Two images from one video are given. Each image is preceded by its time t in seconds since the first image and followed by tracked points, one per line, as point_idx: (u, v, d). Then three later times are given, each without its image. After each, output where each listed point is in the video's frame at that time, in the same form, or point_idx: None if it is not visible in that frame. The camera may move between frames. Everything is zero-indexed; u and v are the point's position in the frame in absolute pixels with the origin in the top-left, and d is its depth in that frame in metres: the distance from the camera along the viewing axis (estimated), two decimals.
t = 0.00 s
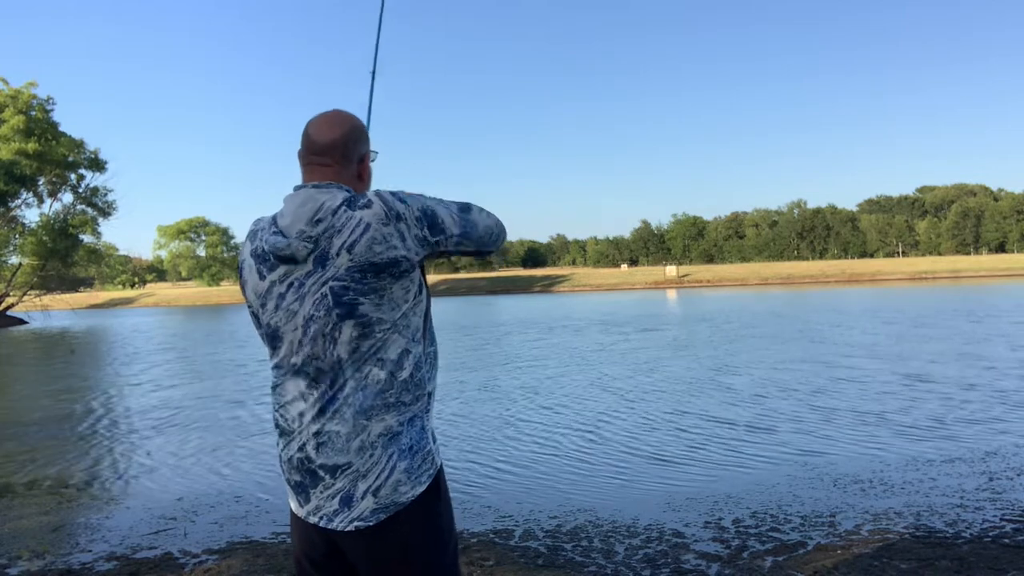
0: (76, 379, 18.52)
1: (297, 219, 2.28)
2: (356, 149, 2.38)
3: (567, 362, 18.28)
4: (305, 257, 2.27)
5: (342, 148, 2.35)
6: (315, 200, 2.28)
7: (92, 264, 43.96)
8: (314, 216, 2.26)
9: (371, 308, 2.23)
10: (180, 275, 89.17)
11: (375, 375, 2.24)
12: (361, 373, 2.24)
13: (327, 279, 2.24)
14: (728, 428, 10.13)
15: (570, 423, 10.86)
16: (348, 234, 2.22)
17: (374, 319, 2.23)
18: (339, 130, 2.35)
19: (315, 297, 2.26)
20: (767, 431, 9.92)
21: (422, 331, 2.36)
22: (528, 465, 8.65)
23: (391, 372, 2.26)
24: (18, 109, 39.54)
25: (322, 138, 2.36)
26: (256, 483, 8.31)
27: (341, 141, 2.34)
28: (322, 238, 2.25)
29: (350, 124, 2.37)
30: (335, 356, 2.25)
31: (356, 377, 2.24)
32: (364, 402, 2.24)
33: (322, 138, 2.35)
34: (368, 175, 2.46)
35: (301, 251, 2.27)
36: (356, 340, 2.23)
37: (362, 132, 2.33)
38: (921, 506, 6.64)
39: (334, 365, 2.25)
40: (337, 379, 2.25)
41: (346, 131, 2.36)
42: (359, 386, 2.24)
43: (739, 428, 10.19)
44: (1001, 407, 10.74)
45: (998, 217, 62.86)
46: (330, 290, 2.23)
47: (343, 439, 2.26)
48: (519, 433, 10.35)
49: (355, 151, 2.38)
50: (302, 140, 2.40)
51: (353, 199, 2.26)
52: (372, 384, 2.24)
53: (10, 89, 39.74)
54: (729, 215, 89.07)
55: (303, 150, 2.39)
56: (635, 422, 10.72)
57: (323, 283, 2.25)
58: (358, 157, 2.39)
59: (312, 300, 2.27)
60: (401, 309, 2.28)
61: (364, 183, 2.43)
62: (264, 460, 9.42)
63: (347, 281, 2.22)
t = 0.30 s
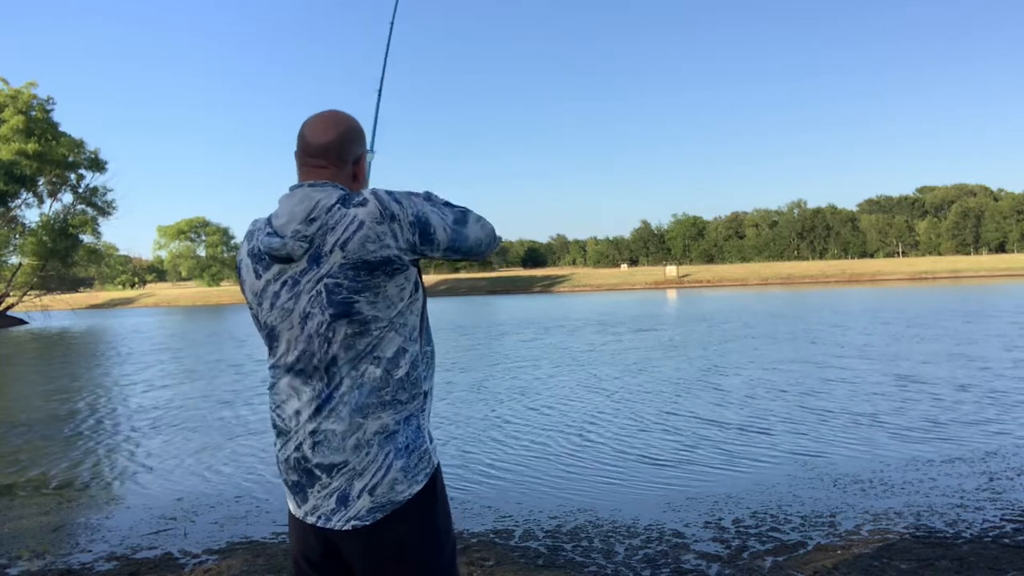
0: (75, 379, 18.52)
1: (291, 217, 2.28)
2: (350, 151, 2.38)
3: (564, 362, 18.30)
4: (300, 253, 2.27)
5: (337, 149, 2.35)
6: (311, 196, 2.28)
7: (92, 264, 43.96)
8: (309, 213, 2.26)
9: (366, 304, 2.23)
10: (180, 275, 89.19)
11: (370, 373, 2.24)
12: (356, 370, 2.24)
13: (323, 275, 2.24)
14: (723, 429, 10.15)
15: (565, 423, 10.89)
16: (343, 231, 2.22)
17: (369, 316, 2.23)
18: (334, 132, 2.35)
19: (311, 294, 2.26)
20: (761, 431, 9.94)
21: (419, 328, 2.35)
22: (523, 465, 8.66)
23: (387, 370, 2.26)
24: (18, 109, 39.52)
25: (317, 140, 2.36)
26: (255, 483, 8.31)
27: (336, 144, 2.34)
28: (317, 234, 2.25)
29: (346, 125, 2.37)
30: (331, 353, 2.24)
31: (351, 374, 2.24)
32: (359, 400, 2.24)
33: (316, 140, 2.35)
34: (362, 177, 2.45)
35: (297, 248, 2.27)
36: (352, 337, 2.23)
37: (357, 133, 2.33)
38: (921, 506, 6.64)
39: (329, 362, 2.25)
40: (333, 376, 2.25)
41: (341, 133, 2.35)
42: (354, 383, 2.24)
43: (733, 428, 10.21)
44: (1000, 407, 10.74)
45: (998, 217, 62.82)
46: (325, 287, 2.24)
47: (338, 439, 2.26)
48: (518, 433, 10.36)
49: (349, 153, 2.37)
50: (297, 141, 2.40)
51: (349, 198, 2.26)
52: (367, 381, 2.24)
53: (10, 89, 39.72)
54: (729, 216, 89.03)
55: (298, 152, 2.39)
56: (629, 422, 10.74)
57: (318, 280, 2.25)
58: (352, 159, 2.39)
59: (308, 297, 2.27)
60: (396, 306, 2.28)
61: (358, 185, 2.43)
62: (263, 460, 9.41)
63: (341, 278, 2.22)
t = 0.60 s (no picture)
0: (76, 379, 18.54)
1: (298, 214, 2.30)
2: (357, 151, 2.38)
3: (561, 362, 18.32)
4: (306, 248, 2.28)
5: (344, 152, 2.35)
6: (320, 194, 2.29)
7: (92, 264, 43.97)
8: (317, 209, 2.27)
9: (369, 300, 2.23)
10: (180, 275, 89.22)
11: (369, 371, 2.24)
12: (356, 367, 2.24)
13: (328, 270, 2.24)
14: (718, 428, 10.18)
15: (562, 422, 10.90)
16: (350, 226, 2.23)
17: (371, 313, 2.23)
18: (341, 133, 2.36)
19: (314, 289, 2.26)
20: (756, 431, 9.96)
21: (420, 327, 2.35)
22: (518, 465, 8.68)
23: (386, 367, 2.25)
24: (18, 109, 39.55)
25: (323, 142, 2.37)
26: (256, 484, 8.31)
27: (342, 145, 2.35)
28: (324, 229, 2.26)
29: (352, 127, 2.38)
30: (331, 349, 2.24)
31: (351, 371, 2.24)
32: (358, 398, 2.24)
33: (326, 139, 2.36)
34: (370, 178, 2.46)
35: (304, 242, 2.28)
36: (352, 334, 2.23)
37: (364, 134, 2.34)
38: (921, 507, 6.65)
39: (329, 359, 2.25)
40: (333, 373, 2.25)
41: (348, 134, 2.37)
42: (353, 380, 2.24)
43: (727, 428, 10.23)
44: (1000, 408, 10.74)
45: (998, 217, 62.71)
46: (330, 281, 2.24)
47: (335, 436, 2.26)
48: (519, 433, 10.36)
49: (357, 154, 2.38)
50: (305, 142, 2.41)
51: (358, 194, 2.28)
52: (366, 378, 2.24)
53: (10, 89, 39.74)
54: (729, 216, 89.04)
55: (306, 151, 2.40)
56: (624, 422, 10.76)
57: (323, 274, 2.25)
58: (361, 159, 2.40)
59: (311, 292, 2.27)
60: (398, 303, 2.27)
61: (366, 185, 2.44)
62: (264, 460, 9.42)
63: (346, 273, 2.22)
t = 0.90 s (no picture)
0: (76, 379, 18.53)
1: (303, 212, 2.29)
2: (362, 153, 2.38)
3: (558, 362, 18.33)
4: (310, 245, 2.28)
5: (349, 152, 2.35)
6: (325, 192, 2.29)
7: (92, 264, 43.96)
8: (321, 207, 2.28)
9: (371, 298, 2.23)
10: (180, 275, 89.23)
11: (370, 367, 2.24)
12: (356, 363, 2.24)
13: (331, 266, 2.24)
14: (711, 428, 10.20)
15: (562, 422, 10.90)
16: (355, 224, 2.23)
17: (373, 311, 2.23)
18: (347, 133, 2.36)
19: (315, 285, 2.26)
20: (747, 431, 9.98)
21: (422, 326, 2.35)
22: (513, 465, 8.69)
23: (387, 364, 2.25)
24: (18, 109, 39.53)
25: (329, 144, 2.36)
26: (255, 484, 8.31)
27: (348, 146, 2.35)
28: (328, 227, 2.26)
29: (357, 128, 2.38)
30: (332, 346, 2.25)
31: (352, 367, 2.24)
32: (358, 394, 2.24)
33: (332, 140, 2.36)
34: (375, 178, 2.46)
35: (308, 239, 2.28)
36: (354, 330, 2.23)
37: (371, 135, 2.34)
38: (921, 506, 6.64)
39: (329, 354, 2.25)
40: (333, 369, 2.25)
41: (355, 134, 2.37)
42: (354, 376, 2.24)
43: (719, 427, 10.25)
44: (1001, 409, 10.73)
45: (998, 217, 62.63)
46: (332, 278, 2.24)
47: (334, 432, 2.26)
48: (519, 433, 10.35)
49: (363, 155, 2.38)
50: (310, 143, 2.41)
51: (363, 193, 2.28)
52: (367, 375, 2.24)
53: (10, 89, 39.73)
54: (729, 216, 89.02)
55: (311, 153, 2.39)
56: (621, 422, 10.77)
57: (326, 271, 2.25)
58: (366, 159, 2.39)
59: (313, 288, 2.27)
60: (401, 302, 2.28)
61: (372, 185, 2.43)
62: (263, 460, 9.41)
63: (350, 270, 2.23)
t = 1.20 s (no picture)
0: (75, 378, 18.52)
1: (303, 213, 2.30)
2: (365, 151, 2.38)
3: (557, 362, 18.34)
4: (309, 248, 2.28)
5: (352, 149, 2.35)
6: (325, 194, 2.30)
7: (92, 264, 43.95)
8: (320, 209, 2.28)
9: (368, 300, 2.23)
10: (180, 275, 89.23)
11: (367, 368, 2.23)
12: (352, 365, 2.23)
13: (328, 269, 2.25)
14: (703, 428, 10.22)
15: (560, 422, 10.91)
16: (351, 226, 2.23)
17: (370, 313, 2.23)
18: (349, 131, 2.36)
19: (313, 287, 2.27)
20: (739, 431, 10.00)
21: (420, 329, 2.34)
22: (507, 465, 8.70)
23: (383, 366, 2.24)
24: (18, 109, 39.55)
25: (332, 140, 2.37)
26: (255, 484, 8.30)
27: (351, 143, 2.35)
28: (325, 229, 2.26)
29: (361, 127, 2.39)
30: (329, 348, 2.25)
31: (348, 368, 2.24)
32: (355, 395, 2.24)
33: (334, 140, 2.36)
34: (377, 179, 2.44)
35: (306, 241, 2.28)
36: (351, 332, 2.23)
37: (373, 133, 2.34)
38: (921, 506, 6.64)
39: (326, 356, 2.25)
40: (330, 370, 2.26)
41: (358, 132, 2.37)
42: (350, 378, 2.24)
43: (712, 427, 10.27)
44: (1000, 409, 10.73)
45: (998, 217, 62.62)
46: (329, 280, 2.24)
47: (332, 432, 2.26)
48: (519, 433, 10.35)
49: (365, 153, 2.38)
50: (315, 140, 2.41)
51: (361, 195, 2.28)
52: (363, 376, 2.24)
53: (10, 89, 39.73)
54: (729, 216, 89.03)
55: (315, 151, 2.40)
56: (620, 422, 10.78)
57: (324, 273, 2.25)
58: (367, 159, 2.39)
59: (311, 290, 2.27)
60: (397, 306, 2.26)
61: (372, 186, 2.42)
62: (263, 460, 9.41)
63: (345, 273, 2.23)
